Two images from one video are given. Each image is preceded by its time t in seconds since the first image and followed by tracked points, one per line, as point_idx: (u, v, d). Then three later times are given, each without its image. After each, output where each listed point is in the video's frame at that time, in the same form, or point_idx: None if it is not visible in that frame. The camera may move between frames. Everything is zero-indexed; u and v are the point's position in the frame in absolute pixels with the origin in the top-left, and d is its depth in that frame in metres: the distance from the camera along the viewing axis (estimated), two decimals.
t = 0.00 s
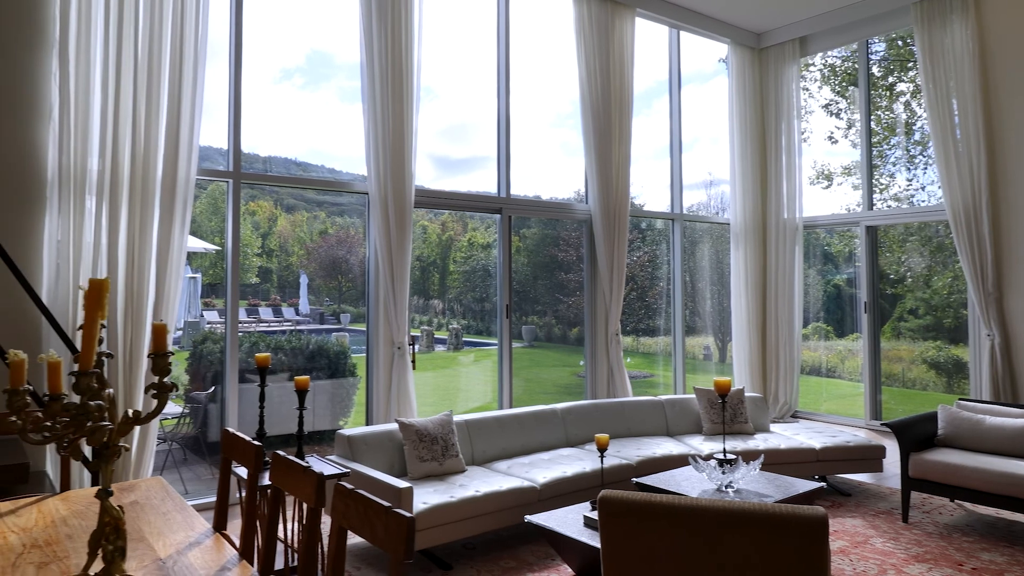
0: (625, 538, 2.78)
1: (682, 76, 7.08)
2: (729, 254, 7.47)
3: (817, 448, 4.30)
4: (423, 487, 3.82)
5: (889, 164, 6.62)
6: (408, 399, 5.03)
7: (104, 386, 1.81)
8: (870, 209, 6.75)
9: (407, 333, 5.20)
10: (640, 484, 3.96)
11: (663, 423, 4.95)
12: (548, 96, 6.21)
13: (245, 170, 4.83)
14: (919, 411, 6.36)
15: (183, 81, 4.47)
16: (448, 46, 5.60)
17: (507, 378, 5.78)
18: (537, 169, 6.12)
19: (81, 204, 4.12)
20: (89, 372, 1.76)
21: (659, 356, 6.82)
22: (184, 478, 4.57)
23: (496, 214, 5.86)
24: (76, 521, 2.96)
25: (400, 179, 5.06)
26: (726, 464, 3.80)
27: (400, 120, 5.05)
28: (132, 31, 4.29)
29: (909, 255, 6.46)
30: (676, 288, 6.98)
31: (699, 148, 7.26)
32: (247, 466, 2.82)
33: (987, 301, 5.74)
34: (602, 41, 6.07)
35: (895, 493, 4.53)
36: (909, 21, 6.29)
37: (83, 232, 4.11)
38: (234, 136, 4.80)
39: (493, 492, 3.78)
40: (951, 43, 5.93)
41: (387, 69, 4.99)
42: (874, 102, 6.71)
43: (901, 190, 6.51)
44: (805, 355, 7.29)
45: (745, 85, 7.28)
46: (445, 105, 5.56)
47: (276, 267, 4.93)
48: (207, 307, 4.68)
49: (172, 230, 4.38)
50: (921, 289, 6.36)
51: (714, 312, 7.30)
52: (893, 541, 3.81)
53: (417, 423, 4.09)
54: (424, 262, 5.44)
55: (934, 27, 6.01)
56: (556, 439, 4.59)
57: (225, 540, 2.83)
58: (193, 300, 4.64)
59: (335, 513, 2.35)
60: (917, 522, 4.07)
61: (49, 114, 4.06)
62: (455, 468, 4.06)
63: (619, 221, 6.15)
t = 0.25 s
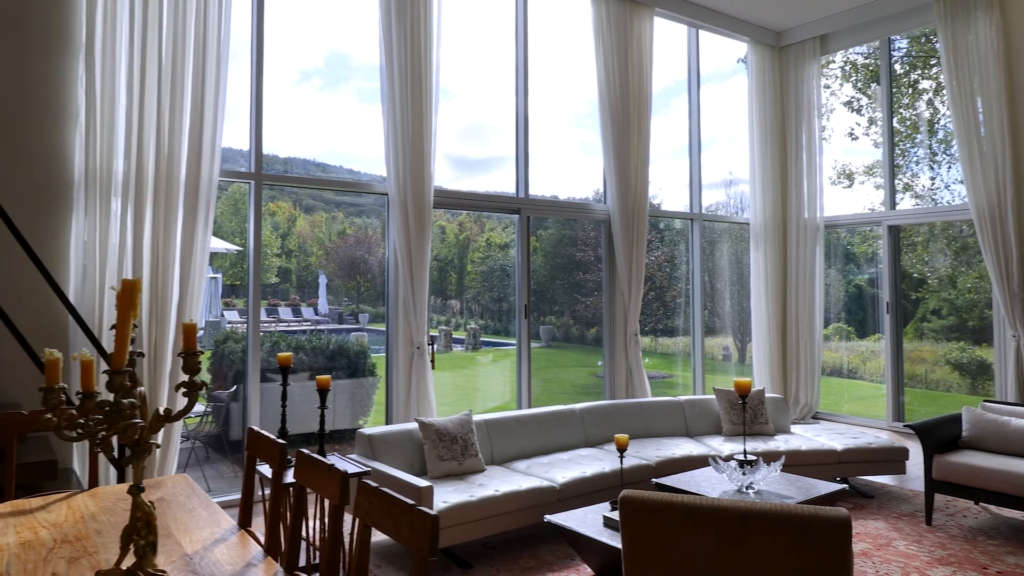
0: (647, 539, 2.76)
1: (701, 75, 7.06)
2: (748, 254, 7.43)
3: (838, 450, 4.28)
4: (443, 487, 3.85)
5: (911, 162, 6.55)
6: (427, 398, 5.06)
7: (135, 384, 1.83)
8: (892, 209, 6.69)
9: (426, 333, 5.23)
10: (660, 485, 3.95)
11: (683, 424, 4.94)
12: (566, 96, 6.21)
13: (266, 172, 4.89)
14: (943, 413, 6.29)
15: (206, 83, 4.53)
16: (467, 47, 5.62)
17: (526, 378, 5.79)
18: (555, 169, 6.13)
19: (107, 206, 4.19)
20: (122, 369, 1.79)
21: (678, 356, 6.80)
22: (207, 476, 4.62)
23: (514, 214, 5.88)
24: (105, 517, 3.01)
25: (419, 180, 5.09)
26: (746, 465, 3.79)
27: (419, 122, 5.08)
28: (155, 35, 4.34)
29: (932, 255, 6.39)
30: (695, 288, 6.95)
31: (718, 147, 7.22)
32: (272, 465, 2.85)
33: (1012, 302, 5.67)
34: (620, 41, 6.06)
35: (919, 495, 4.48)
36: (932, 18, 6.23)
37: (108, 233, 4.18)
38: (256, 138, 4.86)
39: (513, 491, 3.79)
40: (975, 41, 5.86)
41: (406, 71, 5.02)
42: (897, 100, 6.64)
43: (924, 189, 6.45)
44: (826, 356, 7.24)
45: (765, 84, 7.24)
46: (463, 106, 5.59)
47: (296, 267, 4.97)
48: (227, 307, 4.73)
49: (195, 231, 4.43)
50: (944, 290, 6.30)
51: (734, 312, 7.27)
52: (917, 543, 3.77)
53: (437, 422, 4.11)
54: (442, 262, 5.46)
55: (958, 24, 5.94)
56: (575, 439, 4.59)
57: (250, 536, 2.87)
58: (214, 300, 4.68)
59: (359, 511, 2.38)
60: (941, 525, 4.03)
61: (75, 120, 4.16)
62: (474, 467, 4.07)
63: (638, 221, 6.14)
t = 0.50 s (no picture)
0: (670, 540, 2.74)
1: (720, 74, 7.02)
2: (769, 254, 7.38)
3: (861, 452, 4.26)
4: (464, 486, 3.86)
5: (935, 161, 6.48)
6: (446, 398, 5.08)
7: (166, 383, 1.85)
8: (916, 208, 6.62)
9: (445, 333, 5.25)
10: (680, 486, 3.94)
11: (703, 425, 4.92)
12: (584, 96, 6.21)
13: (288, 173, 4.94)
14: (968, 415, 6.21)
15: (229, 85, 4.58)
16: (486, 47, 5.64)
17: (545, 378, 5.80)
18: (573, 170, 6.13)
19: (132, 207, 4.25)
20: (154, 369, 1.81)
21: (697, 357, 6.77)
22: (230, 474, 4.68)
23: (533, 214, 5.89)
24: (133, 513, 3.06)
25: (439, 181, 5.12)
26: (768, 466, 3.77)
27: (439, 122, 5.10)
28: (179, 38, 4.40)
29: (957, 255, 6.32)
30: (715, 288, 6.92)
31: (738, 146, 7.18)
32: (296, 463, 2.87)
33: None
34: (638, 40, 6.05)
35: (943, 498, 4.43)
36: (956, 15, 6.15)
37: (133, 234, 4.25)
38: (278, 139, 4.92)
39: (533, 491, 3.79)
40: (1000, 37, 5.77)
41: (426, 72, 5.05)
42: (920, 98, 6.57)
43: (949, 188, 6.37)
44: (847, 356, 7.19)
45: (786, 83, 7.19)
46: (482, 106, 5.61)
47: (315, 267, 5.01)
48: (248, 307, 4.78)
49: (218, 232, 4.49)
50: (969, 290, 6.22)
51: (754, 313, 7.23)
52: (942, 546, 3.73)
53: (457, 422, 4.12)
54: (460, 262, 5.48)
55: (982, 21, 5.86)
56: (595, 439, 4.59)
57: (275, 533, 2.90)
58: (234, 300, 4.73)
59: (384, 509, 2.38)
60: (967, 528, 3.98)
61: (101, 123, 4.26)
62: (494, 467, 4.08)
63: (657, 221, 6.13)
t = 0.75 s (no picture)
0: (693, 541, 2.71)
1: (740, 73, 6.99)
2: (791, 254, 7.32)
3: (886, 454, 4.26)
4: (484, 486, 3.87)
5: (960, 160, 6.40)
6: (466, 397, 5.10)
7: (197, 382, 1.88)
8: (940, 207, 6.54)
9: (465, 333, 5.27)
10: (702, 487, 3.93)
11: (724, 426, 4.90)
12: (604, 95, 6.20)
13: (310, 174, 4.99)
14: (994, 417, 6.12)
15: (252, 87, 4.63)
16: (505, 48, 5.66)
17: (564, 378, 5.80)
18: (592, 170, 6.13)
19: (157, 208, 4.31)
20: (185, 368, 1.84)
21: (718, 357, 6.74)
22: (252, 473, 4.72)
23: (553, 214, 5.89)
24: (161, 510, 3.11)
25: (459, 181, 5.14)
26: (791, 468, 3.75)
27: (458, 123, 5.12)
28: (202, 41, 4.45)
29: (983, 255, 6.23)
30: (736, 288, 6.88)
31: (758, 145, 7.13)
32: (321, 462, 2.89)
33: None
34: (658, 39, 6.03)
35: (969, 501, 4.38)
36: (982, 11, 6.07)
37: (159, 234, 4.31)
38: (300, 140, 4.96)
39: (554, 491, 3.79)
40: None
41: (445, 72, 5.07)
42: (944, 95, 6.49)
43: (975, 186, 6.28)
44: (870, 357, 7.12)
45: (808, 81, 7.13)
46: (500, 107, 5.62)
47: (334, 268, 5.05)
48: (268, 306, 4.82)
49: (242, 232, 4.54)
50: (995, 290, 6.14)
51: (775, 313, 7.18)
52: (968, 550, 3.69)
53: (477, 421, 4.13)
54: (478, 262, 5.50)
55: (1009, 17, 5.77)
56: (615, 439, 4.59)
57: (300, 531, 2.93)
58: (255, 300, 4.77)
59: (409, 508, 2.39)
60: (993, 532, 3.93)
61: (127, 124, 4.32)
62: (514, 467, 4.08)
63: (677, 221, 6.11)
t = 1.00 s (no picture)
0: (715, 542, 2.62)
1: (761, 71, 6.94)
2: (812, 253, 7.26)
3: (910, 456, 4.24)
4: (505, 485, 3.88)
5: (987, 157, 6.31)
6: (486, 397, 5.11)
7: (227, 380, 1.90)
8: (966, 206, 6.45)
9: (485, 332, 5.29)
10: (724, 488, 3.91)
11: (745, 427, 4.88)
12: (623, 94, 6.19)
13: (331, 175, 5.03)
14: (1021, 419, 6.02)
15: (275, 88, 4.67)
16: (525, 48, 5.67)
17: (584, 378, 5.80)
18: (611, 169, 6.12)
19: (181, 209, 4.37)
20: (216, 367, 1.87)
21: (738, 357, 6.70)
22: (274, 471, 4.77)
23: (572, 214, 5.89)
24: (187, 508, 3.15)
25: (478, 181, 5.15)
26: (814, 469, 3.72)
27: (478, 123, 5.14)
28: (226, 43, 4.50)
29: (1010, 254, 6.14)
30: (757, 288, 6.84)
31: (779, 144, 7.08)
32: (345, 460, 2.91)
33: None
34: (678, 37, 6.01)
35: (997, 504, 4.32)
36: (1008, 7, 5.98)
37: (183, 235, 4.36)
38: (322, 141, 5.00)
39: (575, 491, 3.79)
40: None
41: (465, 72, 5.09)
42: (970, 92, 6.41)
43: (1001, 185, 6.19)
44: (894, 358, 7.05)
45: (830, 79, 7.07)
46: (519, 107, 5.63)
47: (353, 267, 5.09)
48: (288, 306, 4.86)
49: (264, 233, 4.58)
50: (1022, 289, 6.04)
51: (797, 313, 7.13)
52: (996, 554, 3.64)
53: (498, 421, 4.14)
54: (497, 262, 5.51)
55: None
56: (635, 440, 4.58)
57: (324, 529, 2.95)
58: (275, 299, 4.82)
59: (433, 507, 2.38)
60: (1022, 535, 3.87)
61: (152, 126, 4.38)
62: (535, 467, 4.09)
63: (697, 221, 6.08)
